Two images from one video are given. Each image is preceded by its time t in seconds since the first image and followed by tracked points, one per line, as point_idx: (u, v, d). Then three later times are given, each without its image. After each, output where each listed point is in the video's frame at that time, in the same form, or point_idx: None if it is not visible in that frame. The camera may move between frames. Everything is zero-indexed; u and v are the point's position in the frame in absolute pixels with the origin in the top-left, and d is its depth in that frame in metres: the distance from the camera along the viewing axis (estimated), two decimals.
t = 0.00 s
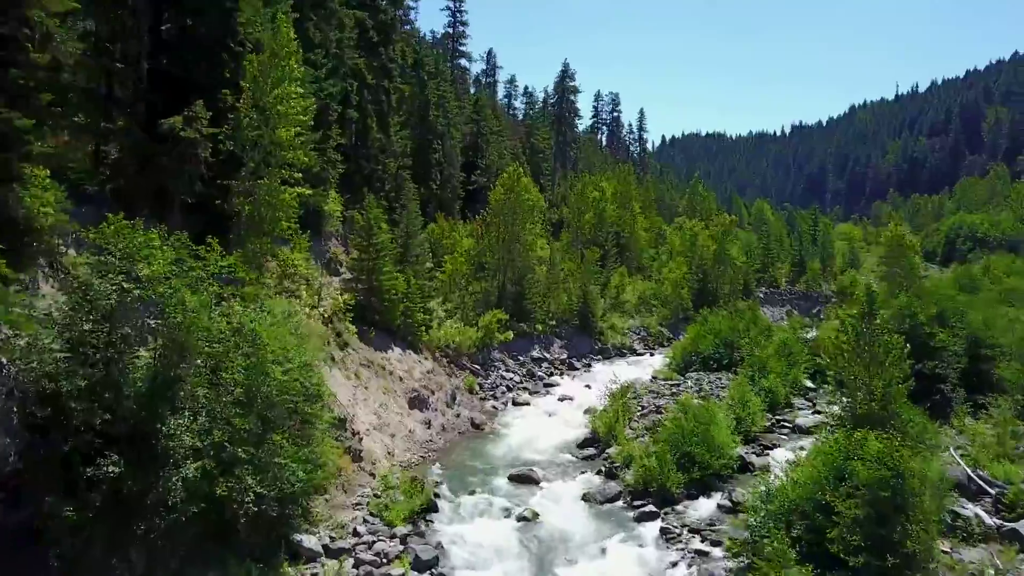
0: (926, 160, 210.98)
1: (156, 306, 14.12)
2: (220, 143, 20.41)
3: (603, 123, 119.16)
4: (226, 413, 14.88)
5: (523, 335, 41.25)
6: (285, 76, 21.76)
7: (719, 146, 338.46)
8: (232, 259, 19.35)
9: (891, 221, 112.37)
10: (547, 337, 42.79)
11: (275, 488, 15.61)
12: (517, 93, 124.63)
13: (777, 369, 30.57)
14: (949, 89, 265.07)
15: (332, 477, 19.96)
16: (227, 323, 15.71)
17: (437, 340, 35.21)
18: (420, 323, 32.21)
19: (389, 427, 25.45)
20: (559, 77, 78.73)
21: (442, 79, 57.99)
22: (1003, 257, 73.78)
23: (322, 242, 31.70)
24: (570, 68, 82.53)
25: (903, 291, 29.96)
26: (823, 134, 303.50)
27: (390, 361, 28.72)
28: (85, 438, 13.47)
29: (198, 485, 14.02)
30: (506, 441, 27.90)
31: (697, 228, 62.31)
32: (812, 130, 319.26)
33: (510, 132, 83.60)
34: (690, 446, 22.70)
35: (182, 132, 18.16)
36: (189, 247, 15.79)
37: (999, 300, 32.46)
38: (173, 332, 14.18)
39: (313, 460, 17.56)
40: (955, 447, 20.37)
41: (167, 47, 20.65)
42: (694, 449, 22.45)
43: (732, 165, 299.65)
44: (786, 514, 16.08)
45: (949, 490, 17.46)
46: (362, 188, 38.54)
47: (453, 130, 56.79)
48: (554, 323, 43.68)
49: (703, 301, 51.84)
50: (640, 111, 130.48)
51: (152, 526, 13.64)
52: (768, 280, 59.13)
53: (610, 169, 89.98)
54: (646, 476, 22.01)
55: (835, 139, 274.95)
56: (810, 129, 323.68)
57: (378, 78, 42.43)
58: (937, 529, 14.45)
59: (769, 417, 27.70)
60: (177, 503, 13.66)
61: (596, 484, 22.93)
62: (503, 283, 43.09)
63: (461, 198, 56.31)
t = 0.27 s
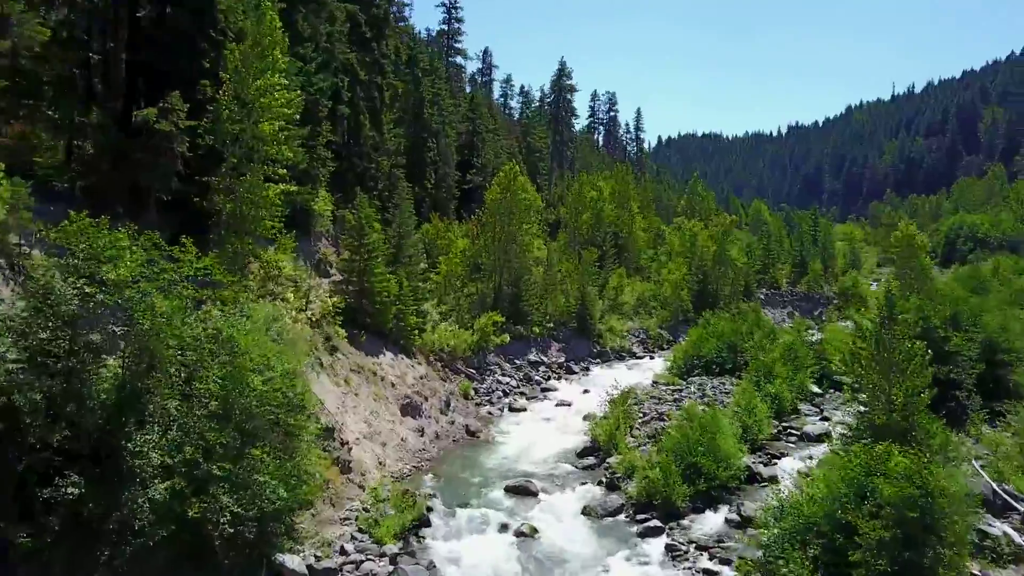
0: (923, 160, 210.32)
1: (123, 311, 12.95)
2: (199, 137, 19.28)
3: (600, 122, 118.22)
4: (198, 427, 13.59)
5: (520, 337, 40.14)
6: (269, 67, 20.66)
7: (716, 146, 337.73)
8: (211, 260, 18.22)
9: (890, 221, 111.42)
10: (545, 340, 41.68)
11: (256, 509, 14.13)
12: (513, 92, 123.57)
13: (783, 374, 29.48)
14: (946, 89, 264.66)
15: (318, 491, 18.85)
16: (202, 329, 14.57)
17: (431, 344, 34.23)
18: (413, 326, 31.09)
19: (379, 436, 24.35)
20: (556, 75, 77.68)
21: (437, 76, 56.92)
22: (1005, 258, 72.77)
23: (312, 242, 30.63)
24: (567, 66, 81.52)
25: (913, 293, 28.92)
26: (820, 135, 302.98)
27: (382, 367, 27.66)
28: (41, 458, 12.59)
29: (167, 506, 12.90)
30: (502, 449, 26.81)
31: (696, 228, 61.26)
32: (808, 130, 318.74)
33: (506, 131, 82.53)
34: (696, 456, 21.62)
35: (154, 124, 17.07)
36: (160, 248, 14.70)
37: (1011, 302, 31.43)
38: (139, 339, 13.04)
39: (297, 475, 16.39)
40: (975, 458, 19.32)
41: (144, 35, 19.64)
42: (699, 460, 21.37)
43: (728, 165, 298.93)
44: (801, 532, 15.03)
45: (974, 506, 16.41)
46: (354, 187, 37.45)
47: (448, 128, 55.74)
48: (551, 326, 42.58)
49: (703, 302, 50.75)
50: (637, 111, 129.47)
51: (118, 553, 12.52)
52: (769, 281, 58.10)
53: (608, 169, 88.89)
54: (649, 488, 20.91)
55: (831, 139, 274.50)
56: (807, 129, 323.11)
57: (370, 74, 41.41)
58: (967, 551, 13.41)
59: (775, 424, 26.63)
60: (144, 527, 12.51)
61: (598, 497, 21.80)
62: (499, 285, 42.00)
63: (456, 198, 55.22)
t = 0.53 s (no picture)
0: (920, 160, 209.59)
1: (82, 318, 11.75)
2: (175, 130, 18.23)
3: (597, 122, 117.17)
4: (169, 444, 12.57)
5: (517, 341, 39.01)
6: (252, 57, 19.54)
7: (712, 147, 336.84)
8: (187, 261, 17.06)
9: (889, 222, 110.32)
10: (542, 343, 40.54)
11: (232, 529, 13.30)
12: (509, 92, 122.43)
13: (790, 379, 28.39)
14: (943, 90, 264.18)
15: (303, 507, 17.70)
16: (173, 336, 13.41)
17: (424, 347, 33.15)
18: (406, 329, 29.95)
19: (368, 446, 23.21)
20: (553, 74, 76.57)
21: (431, 73, 55.83)
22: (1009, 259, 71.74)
23: (300, 242, 29.56)
24: (564, 64, 80.44)
25: (925, 295, 27.82)
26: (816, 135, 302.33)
27: (372, 372, 26.56)
28: None
29: (131, 533, 11.79)
30: (497, 459, 25.69)
31: (695, 228, 60.14)
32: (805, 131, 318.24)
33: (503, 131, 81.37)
34: (703, 468, 20.50)
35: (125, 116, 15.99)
36: (129, 247, 13.44)
37: None
38: (102, 348, 11.90)
39: (278, 493, 15.22)
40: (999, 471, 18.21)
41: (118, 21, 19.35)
42: (706, 472, 20.25)
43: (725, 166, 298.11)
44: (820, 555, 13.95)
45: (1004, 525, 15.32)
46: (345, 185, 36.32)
47: (443, 126, 54.63)
48: (549, 329, 41.44)
49: (703, 304, 49.66)
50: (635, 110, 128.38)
51: None
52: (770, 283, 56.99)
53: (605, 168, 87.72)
54: (653, 501, 19.80)
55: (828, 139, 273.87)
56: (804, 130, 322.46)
57: (362, 70, 40.31)
58: None
59: (783, 432, 25.53)
60: (105, 555, 11.41)
61: (599, 510, 20.67)
62: (495, 287, 40.92)
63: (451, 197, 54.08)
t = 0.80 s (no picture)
0: (917, 161, 208.84)
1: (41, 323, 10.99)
2: (147, 123, 17.32)
3: (593, 122, 116.16)
4: (130, 465, 11.17)
5: (512, 344, 37.89)
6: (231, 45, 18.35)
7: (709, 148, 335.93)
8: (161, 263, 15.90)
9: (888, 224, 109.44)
10: (539, 347, 39.42)
11: (203, 556, 12.16)
12: (505, 91, 121.35)
13: (797, 384, 27.32)
14: (940, 90, 263.74)
15: (286, 526, 16.52)
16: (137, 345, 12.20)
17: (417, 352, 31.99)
18: (398, 333, 28.82)
19: (355, 457, 22.08)
20: (550, 72, 75.47)
21: (426, 70, 54.73)
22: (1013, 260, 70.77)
23: (288, 243, 28.46)
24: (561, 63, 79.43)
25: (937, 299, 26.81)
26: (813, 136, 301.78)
27: (362, 379, 25.43)
28: None
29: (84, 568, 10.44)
30: (493, 469, 24.57)
31: (695, 228, 59.11)
32: (802, 131, 317.63)
33: (499, 130, 80.26)
34: (710, 479, 19.37)
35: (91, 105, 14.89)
36: (89, 248, 12.29)
37: None
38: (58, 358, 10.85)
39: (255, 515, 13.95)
40: None
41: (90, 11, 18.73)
42: (715, 485, 19.11)
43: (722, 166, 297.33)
44: None
45: None
46: (335, 184, 35.26)
47: (438, 124, 53.55)
48: (546, 332, 40.33)
49: (703, 306, 48.60)
50: (632, 110, 127.36)
51: None
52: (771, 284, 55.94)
53: (603, 168, 86.67)
54: (658, 516, 18.67)
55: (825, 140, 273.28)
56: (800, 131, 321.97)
57: (354, 65, 39.25)
58: None
59: (791, 441, 24.47)
60: None
61: (602, 525, 19.54)
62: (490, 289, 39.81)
63: (446, 197, 52.98)
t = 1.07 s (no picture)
0: (914, 162, 208.12)
1: None
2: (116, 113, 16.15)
3: (590, 121, 115.16)
4: (84, 490, 10.06)
5: (509, 348, 36.77)
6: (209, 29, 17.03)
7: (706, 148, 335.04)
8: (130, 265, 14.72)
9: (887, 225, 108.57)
10: (536, 350, 38.28)
11: None
12: (501, 91, 120.22)
13: (806, 391, 26.22)
14: (936, 91, 263.40)
15: (266, 547, 15.33)
16: (94, 356, 11.04)
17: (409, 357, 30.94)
18: (390, 338, 27.66)
19: (343, 469, 20.91)
20: (547, 70, 74.37)
21: (421, 67, 53.58)
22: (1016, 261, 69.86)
23: (275, 244, 27.39)
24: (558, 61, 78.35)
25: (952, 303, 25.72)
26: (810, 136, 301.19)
27: (352, 386, 24.31)
28: None
29: None
30: (488, 480, 23.41)
31: (694, 229, 58.04)
32: (798, 132, 317.11)
33: (495, 129, 79.13)
34: (719, 492, 18.19)
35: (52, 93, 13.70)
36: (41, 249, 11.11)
37: None
38: None
39: (229, 539, 12.80)
40: None
41: None
42: (726, 501, 17.91)
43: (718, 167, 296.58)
44: None
45: None
46: (325, 183, 34.07)
47: (433, 122, 52.40)
48: (544, 335, 39.19)
49: (704, 307, 47.53)
50: (629, 110, 126.32)
51: None
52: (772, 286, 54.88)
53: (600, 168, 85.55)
54: (665, 534, 17.51)
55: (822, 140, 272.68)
56: (797, 131, 321.42)
57: (345, 60, 38.15)
58: None
59: (802, 451, 23.35)
60: None
61: (605, 543, 18.38)
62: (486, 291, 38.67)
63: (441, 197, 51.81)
